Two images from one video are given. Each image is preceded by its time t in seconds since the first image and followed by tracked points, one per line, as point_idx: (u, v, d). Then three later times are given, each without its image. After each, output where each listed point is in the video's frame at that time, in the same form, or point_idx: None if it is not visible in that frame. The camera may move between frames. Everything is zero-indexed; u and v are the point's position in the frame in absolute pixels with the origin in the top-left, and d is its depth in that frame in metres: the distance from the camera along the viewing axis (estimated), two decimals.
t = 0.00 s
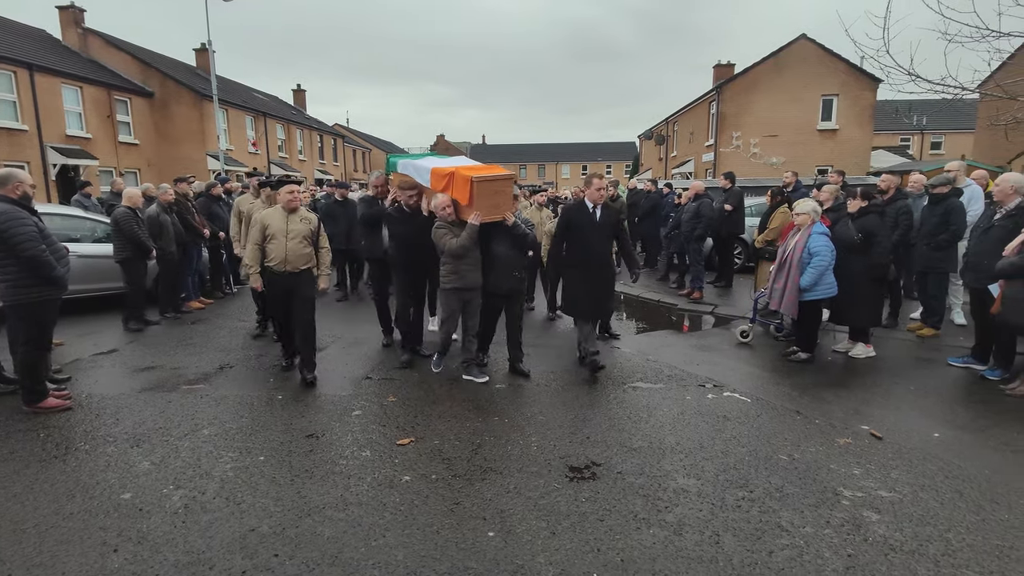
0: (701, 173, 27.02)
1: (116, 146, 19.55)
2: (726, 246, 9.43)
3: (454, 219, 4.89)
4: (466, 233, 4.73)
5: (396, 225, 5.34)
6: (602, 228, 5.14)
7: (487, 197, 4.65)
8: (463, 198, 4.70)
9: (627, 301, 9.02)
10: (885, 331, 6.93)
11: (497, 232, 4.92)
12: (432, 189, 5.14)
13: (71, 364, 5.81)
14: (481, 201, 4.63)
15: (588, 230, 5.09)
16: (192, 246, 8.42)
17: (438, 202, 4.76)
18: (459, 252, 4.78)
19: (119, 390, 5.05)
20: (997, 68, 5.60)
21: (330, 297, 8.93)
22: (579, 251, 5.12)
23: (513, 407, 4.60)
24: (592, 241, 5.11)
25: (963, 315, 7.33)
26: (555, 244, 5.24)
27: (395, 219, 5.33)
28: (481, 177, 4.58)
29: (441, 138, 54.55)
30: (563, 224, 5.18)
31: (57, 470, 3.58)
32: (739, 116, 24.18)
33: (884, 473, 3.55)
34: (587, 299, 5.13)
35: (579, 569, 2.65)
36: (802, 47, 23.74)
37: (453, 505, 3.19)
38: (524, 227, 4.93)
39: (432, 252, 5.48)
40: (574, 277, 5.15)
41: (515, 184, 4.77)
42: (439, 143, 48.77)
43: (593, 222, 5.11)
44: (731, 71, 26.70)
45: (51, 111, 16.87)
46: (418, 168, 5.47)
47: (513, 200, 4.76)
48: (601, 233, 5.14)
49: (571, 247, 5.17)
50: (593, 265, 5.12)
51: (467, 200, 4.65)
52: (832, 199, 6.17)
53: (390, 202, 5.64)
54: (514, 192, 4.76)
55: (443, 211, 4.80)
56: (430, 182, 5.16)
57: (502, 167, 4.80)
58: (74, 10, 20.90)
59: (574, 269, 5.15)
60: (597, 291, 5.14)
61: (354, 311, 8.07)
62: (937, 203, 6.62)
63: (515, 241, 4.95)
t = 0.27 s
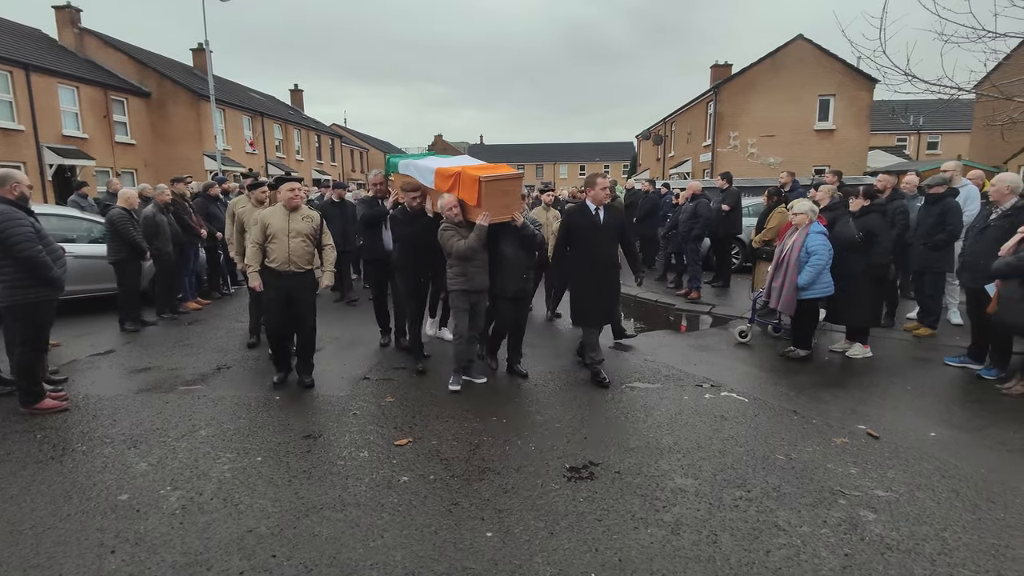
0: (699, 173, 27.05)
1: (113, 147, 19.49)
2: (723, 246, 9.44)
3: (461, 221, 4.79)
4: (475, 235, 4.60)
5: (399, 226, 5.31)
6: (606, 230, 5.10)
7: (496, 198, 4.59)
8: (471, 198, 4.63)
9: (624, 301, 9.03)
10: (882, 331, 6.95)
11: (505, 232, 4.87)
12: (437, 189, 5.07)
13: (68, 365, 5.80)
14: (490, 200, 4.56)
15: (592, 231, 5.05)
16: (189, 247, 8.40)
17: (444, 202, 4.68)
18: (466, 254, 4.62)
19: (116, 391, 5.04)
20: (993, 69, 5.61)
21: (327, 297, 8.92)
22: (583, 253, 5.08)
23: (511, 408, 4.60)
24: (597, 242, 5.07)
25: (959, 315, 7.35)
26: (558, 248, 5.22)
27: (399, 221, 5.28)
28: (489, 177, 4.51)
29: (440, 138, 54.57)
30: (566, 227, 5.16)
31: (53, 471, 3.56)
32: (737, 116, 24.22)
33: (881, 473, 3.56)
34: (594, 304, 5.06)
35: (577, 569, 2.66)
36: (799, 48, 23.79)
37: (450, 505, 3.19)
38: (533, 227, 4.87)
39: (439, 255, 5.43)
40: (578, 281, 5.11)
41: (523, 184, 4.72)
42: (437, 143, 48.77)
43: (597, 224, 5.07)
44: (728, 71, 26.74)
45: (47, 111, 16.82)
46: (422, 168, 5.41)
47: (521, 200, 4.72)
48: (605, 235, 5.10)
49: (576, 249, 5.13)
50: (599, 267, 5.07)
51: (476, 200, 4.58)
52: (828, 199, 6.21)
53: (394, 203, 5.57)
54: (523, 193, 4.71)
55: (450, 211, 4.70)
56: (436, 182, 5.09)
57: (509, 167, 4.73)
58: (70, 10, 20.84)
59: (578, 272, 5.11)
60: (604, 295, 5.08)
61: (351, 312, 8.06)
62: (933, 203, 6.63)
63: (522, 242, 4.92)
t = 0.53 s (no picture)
0: (697, 173, 27.08)
1: (111, 147, 19.46)
2: (721, 246, 9.45)
3: (467, 222, 4.70)
4: (481, 237, 4.50)
5: (403, 226, 5.27)
6: (612, 227, 5.03)
7: (503, 199, 4.49)
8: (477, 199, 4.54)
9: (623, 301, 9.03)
10: (880, 331, 6.96)
11: (511, 234, 4.69)
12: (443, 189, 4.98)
13: (66, 366, 5.79)
14: (496, 201, 4.46)
15: (598, 229, 4.97)
16: (187, 248, 8.40)
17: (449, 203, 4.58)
18: (472, 257, 4.54)
19: (114, 392, 5.03)
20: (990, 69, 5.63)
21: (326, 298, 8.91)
22: (590, 252, 5.01)
23: (510, 408, 4.59)
24: (603, 241, 5.00)
25: (956, 315, 7.37)
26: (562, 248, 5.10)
27: (402, 221, 5.23)
28: (497, 177, 4.40)
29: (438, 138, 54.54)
30: (569, 226, 5.05)
31: (51, 473, 3.56)
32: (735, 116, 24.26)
33: (879, 472, 3.57)
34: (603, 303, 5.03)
35: (575, 569, 2.66)
36: (797, 48, 23.84)
37: (449, 505, 3.19)
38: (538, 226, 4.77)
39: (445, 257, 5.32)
40: (585, 281, 5.05)
41: (531, 183, 4.60)
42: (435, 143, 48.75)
43: (603, 222, 4.99)
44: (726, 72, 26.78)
45: (45, 112, 16.79)
46: (426, 167, 5.32)
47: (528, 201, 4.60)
48: (610, 233, 5.03)
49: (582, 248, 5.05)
50: (606, 266, 5.01)
51: (482, 201, 4.49)
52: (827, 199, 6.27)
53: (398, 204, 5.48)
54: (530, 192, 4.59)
55: (455, 212, 4.60)
56: (442, 182, 5.00)
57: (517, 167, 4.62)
58: (68, 11, 20.81)
59: (586, 272, 5.03)
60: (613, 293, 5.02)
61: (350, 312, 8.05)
62: (930, 203, 6.64)
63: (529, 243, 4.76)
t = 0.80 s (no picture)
0: (696, 173, 27.11)
1: (109, 148, 19.44)
2: (720, 246, 9.45)
3: (474, 221, 4.64)
4: (488, 236, 4.43)
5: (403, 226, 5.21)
6: (622, 228, 4.89)
7: (512, 199, 4.40)
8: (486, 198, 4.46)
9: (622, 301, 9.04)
10: (878, 330, 6.97)
11: (520, 235, 4.64)
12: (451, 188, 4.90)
13: (64, 367, 5.78)
14: (505, 201, 4.39)
15: (608, 230, 4.84)
16: (186, 248, 8.39)
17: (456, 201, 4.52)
18: (478, 257, 4.49)
19: (113, 393, 5.03)
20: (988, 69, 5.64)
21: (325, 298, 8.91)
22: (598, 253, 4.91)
23: (510, 409, 4.59)
24: (612, 242, 4.87)
25: (955, 314, 7.38)
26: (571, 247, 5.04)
27: (406, 223, 5.09)
28: (505, 176, 4.31)
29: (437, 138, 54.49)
30: (578, 226, 4.93)
31: (49, 474, 3.55)
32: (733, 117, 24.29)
33: (877, 472, 3.57)
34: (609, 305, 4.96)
35: (573, 569, 2.66)
36: (795, 48, 23.88)
37: (448, 505, 3.20)
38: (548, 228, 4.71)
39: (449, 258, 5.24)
40: (593, 283, 4.95)
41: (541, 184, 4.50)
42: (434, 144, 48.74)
43: (613, 223, 4.87)
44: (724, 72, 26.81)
45: (43, 112, 16.77)
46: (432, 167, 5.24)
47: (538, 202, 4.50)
48: (621, 234, 4.90)
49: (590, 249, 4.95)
50: (614, 268, 4.90)
51: (490, 200, 4.42)
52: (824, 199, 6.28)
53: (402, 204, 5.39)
54: (541, 193, 4.49)
55: (462, 211, 4.53)
56: (449, 181, 4.94)
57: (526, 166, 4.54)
58: (66, 11, 20.79)
59: (593, 272, 4.94)
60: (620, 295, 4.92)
61: (348, 313, 8.05)
62: (928, 203, 6.66)
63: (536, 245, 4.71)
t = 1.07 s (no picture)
0: (694, 173, 27.14)
1: (108, 148, 19.42)
2: (719, 246, 9.46)
3: (483, 222, 4.57)
4: (499, 237, 4.37)
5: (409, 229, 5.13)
6: (646, 233, 4.81)
7: (524, 198, 4.36)
8: (497, 199, 4.40)
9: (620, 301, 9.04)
10: (877, 330, 6.98)
11: (529, 236, 4.61)
12: (459, 188, 4.81)
13: (62, 368, 5.77)
14: (517, 201, 4.34)
15: (630, 234, 4.77)
16: (184, 249, 8.38)
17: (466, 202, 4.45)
18: (487, 258, 4.44)
19: (111, 393, 5.02)
20: (986, 69, 5.64)
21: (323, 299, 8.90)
22: (620, 256, 4.82)
23: (509, 410, 4.59)
24: (635, 245, 4.79)
25: (953, 314, 7.39)
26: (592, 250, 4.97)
27: (412, 226, 5.03)
28: (517, 176, 4.24)
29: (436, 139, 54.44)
30: (600, 229, 4.86)
31: (47, 475, 3.55)
32: (732, 117, 24.32)
33: (876, 471, 3.58)
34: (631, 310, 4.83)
35: (572, 569, 2.66)
36: (793, 48, 23.93)
37: (447, 506, 3.19)
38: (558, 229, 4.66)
39: (453, 259, 5.19)
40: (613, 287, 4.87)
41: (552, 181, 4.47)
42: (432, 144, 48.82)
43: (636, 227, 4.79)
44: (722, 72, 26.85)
45: (41, 112, 16.74)
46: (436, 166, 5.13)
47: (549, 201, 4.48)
48: (644, 238, 4.82)
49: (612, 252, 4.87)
50: (637, 272, 4.80)
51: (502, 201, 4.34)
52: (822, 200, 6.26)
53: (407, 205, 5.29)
54: (552, 192, 4.47)
55: (472, 212, 4.44)
56: (456, 181, 4.84)
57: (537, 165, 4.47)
58: (65, 11, 20.78)
59: (614, 276, 4.85)
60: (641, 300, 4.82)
61: (347, 313, 8.04)
62: (926, 203, 6.67)
63: (547, 246, 4.69)
